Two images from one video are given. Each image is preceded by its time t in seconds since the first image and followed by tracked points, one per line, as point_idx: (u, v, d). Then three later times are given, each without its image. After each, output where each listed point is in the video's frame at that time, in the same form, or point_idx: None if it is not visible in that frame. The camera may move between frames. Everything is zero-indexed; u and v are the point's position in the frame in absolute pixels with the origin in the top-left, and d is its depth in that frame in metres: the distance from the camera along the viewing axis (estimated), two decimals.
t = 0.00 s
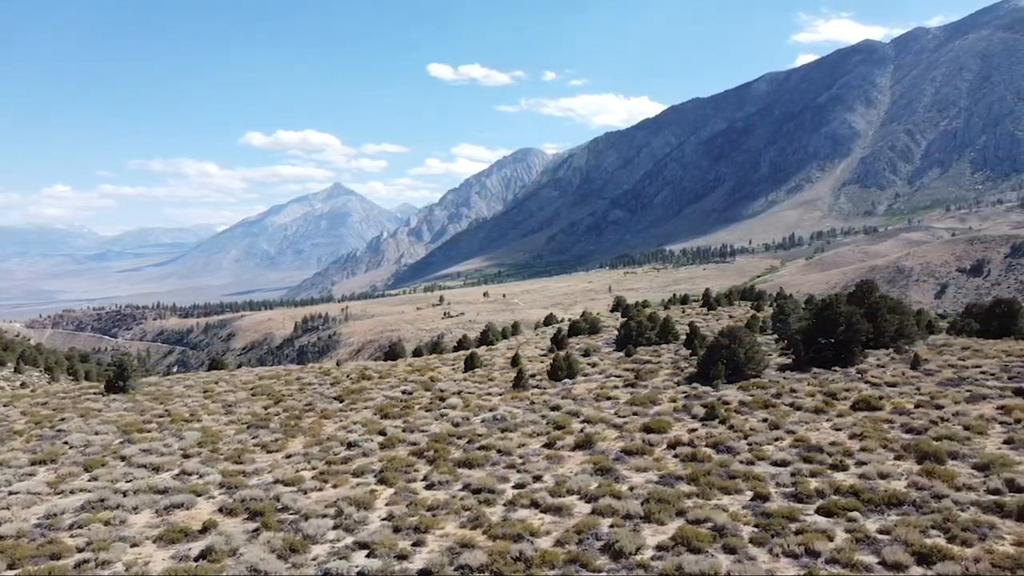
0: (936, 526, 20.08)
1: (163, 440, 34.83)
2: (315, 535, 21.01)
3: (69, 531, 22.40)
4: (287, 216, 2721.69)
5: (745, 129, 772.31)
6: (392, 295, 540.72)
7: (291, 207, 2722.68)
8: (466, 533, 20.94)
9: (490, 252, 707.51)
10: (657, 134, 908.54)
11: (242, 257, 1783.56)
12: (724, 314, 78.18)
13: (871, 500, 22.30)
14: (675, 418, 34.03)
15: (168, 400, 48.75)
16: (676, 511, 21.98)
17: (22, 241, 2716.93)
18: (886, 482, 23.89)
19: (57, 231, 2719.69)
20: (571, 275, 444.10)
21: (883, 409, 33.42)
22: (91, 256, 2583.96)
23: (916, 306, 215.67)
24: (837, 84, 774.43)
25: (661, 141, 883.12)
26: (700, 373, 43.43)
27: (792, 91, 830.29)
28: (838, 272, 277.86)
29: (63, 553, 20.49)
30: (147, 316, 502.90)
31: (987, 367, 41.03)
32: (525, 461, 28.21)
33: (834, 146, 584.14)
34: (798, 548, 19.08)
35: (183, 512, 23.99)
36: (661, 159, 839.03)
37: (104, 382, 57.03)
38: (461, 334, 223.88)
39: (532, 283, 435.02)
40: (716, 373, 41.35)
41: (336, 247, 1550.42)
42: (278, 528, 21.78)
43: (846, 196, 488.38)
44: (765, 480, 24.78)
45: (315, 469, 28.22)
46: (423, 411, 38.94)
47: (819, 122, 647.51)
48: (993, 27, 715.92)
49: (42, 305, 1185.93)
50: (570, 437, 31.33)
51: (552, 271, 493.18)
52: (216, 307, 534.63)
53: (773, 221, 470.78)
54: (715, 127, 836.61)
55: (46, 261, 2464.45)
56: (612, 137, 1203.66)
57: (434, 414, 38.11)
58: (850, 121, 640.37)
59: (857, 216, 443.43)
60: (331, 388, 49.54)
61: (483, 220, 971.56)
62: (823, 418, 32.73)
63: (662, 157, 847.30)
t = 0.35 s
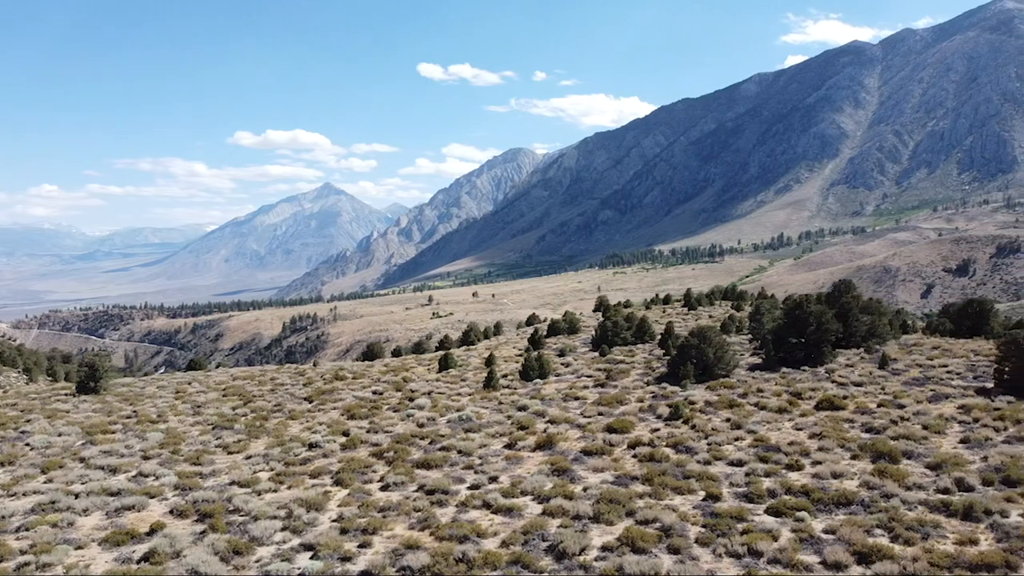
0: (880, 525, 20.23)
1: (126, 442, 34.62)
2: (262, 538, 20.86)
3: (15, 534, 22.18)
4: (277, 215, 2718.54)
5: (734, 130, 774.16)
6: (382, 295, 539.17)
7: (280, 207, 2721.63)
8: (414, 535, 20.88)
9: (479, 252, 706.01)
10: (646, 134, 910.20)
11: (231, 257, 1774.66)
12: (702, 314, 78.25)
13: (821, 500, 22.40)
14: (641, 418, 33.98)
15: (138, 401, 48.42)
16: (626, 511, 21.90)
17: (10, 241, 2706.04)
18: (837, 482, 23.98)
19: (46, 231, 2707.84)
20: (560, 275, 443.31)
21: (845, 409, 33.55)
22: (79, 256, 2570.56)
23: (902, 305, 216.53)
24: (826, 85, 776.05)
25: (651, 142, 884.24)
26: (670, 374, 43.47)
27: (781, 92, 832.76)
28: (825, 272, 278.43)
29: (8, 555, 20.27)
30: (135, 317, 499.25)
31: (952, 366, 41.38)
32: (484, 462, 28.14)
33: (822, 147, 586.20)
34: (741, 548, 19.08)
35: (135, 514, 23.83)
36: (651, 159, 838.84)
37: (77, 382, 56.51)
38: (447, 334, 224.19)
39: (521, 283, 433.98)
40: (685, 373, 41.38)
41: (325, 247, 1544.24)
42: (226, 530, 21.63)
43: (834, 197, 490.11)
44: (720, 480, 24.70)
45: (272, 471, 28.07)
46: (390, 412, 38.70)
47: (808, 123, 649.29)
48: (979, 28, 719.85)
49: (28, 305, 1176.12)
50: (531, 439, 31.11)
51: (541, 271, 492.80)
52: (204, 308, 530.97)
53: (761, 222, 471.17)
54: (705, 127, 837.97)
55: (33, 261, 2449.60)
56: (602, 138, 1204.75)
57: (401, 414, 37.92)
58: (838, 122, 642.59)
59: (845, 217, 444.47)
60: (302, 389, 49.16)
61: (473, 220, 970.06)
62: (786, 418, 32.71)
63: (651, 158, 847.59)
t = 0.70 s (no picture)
0: (829, 524, 20.21)
1: (88, 443, 34.28)
2: (210, 539, 20.73)
3: None
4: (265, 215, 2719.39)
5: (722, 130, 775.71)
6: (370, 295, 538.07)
7: (269, 207, 2722.61)
8: (362, 535, 20.81)
9: (467, 252, 704.07)
10: (636, 135, 910.67)
11: (219, 257, 1765.18)
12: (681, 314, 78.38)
13: (774, 500, 22.38)
14: (606, 418, 33.94)
15: (108, 402, 48.04)
16: (578, 512, 21.87)
17: None
18: (793, 481, 23.97)
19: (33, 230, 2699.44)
20: (549, 275, 442.94)
21: (810, 408, 33.60)
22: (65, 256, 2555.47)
23: (887, 305, 217.82)
24: (814, 86, 779.14)
25: (639, 142, 885.36)
26: (641, 374, 43.55)
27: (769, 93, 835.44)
28: (812, 272, 279.46)
29: None
30: (121, 317, 495.85)
31: (919, 365, 41.70)
32: (444, 462, 28.07)
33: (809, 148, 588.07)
34: (686, 548, 19.07)
35: (87, 516, 23.62)
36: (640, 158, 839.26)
37: (48, 384, 55.98)
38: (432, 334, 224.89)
39: (509, 283, 433.91)
40: (654, 373, 41.42)
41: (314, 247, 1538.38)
42: (176, 532, 21.47)
43: (822, 197, 491.68)
44: (674, 481, 24.69)
45: (230, 472, 27.88)
46: (358, 412, 38.51)
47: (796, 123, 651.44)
48: (965, 29, 724.22)
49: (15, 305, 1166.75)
50: (495, 438, 31.02)
51: (530, 271, 492.77)
52: (191, 308, 527.63)
53: (749, 222, 471.62)
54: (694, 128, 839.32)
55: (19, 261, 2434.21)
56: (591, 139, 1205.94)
57: (369, 415, 37.75)
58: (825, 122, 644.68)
59: (832, 218, 445.82)
60: (273, 389, 48.89)
61: (462, 220, 968.46)
62: (750, 417, 32.76)
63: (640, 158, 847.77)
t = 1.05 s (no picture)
0: (765, 524, 20.32)
1: (38, 446, 33.87)
2: (145, 543, 20.42)
3: None
4: (247, 215, 2714.14)
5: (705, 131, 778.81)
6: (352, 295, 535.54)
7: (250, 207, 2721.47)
8: (301, 538, 20.63)
9: (450, 252, 701.68)
10: (619, 135, 912.12)
11: (199, 256, 1751.11)
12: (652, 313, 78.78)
13: (715, 498, 22.43)
14: (562, 418, 33.90)
15: (67, 404, 47.35)
16: (520, 512, 21.81)
17: None
18: (737, 482, 24.05)
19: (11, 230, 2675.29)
20: (532, 275, 442.23)
21: (766, 408, 33.72)
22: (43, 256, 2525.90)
23: (866, 306, 220.12)
24: (794, 88, 784.99)
25: (622, 142, 886.41)
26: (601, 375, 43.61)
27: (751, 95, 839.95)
28: (792, 272, 281.44)
29: None
30: (99, 317, 490.16)
31: (878, 364, 42.23)
32: (394, 464, 27.92)
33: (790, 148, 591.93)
34: (623, 548, 19.04)
35: (25, 520, 23.23)
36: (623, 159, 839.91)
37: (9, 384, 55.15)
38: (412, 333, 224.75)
39: (492, 283, 433.82)
40: (616, 373, 41.44)
41: (296, 247, 1529.25)
42: (111, 535, 21.21)
43: (802, 198, 494.94)
44: (620, 480, 24.69)
45: (179, 474, 27.59)
46: (317, 414, 38.08)
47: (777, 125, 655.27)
48: (943, 32, 732.60)
49: None
50: (448, 439, 30.93)
51: (512, 271, 492.44)
52: (171, 309, 522.56)
53: (730, 222, 473.84)
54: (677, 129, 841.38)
55: None
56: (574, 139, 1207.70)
57: (328, 416, 37.46)
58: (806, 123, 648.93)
59: (813, 218, 449.14)
60: (237, 391, 48.54)
61: (445, 220, 966.27)
62: (706, 417, 32.87)
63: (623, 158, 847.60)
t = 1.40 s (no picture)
0: (708, 524, 20.36)
1: None
2: (85, 547, 20.20)
3: None
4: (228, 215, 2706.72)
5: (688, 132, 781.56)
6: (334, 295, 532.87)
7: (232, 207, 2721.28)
8: (243, 541, 20.53)
9: (433, 252, 699.93)
10: (602, 136, 913.98)
11: (181, 256, 1737.46)
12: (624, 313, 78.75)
13: (662, 498, 22.48)
14: (522, 419, 33.80)
15: (28, 406, 46.72)
16: (465, 514, 21.75)
17: None
18: (686, 481, 24.08)
19: None
20: (514, 275, 440.37)
21: (725, 408, 33.86)
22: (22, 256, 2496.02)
23: (847, 306, 221.88)
24: (776, 89, 789.41)
25: (606, 143, 887.90)
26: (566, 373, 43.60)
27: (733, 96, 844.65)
28: (774, 272, 283.09)
29: None
30: (78, 318, 484.22)
31: (839, 363, 42.61)
32: (348, 465, 27.74)
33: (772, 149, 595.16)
34: (563, 550, 19.00)
35: None
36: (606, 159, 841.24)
37: None
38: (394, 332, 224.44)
39: (475, 283, 433.13)
40: (580, 373, 41.40)
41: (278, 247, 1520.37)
42: (51, 538, 20.97)
43: (784, 199, 498.77)
44: (571, 481, 24.65)
45: (129, 477, 27.30)
46: (278, 416, 37.78)
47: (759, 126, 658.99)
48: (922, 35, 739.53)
49: None
50: (406, 440, 30.82)
51: (496, 271, 491.98)
52: (151, 309, 517.26)
53: (713, 222, 475.37)
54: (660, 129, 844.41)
55: None
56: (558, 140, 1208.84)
57: (289, 418, 37.22)
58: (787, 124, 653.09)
59: (794, 219, 451.73)
60: (201, 392, 48.31)
61: (428, 220, 963.84)
62: (664, 417, 32.96)
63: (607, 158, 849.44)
